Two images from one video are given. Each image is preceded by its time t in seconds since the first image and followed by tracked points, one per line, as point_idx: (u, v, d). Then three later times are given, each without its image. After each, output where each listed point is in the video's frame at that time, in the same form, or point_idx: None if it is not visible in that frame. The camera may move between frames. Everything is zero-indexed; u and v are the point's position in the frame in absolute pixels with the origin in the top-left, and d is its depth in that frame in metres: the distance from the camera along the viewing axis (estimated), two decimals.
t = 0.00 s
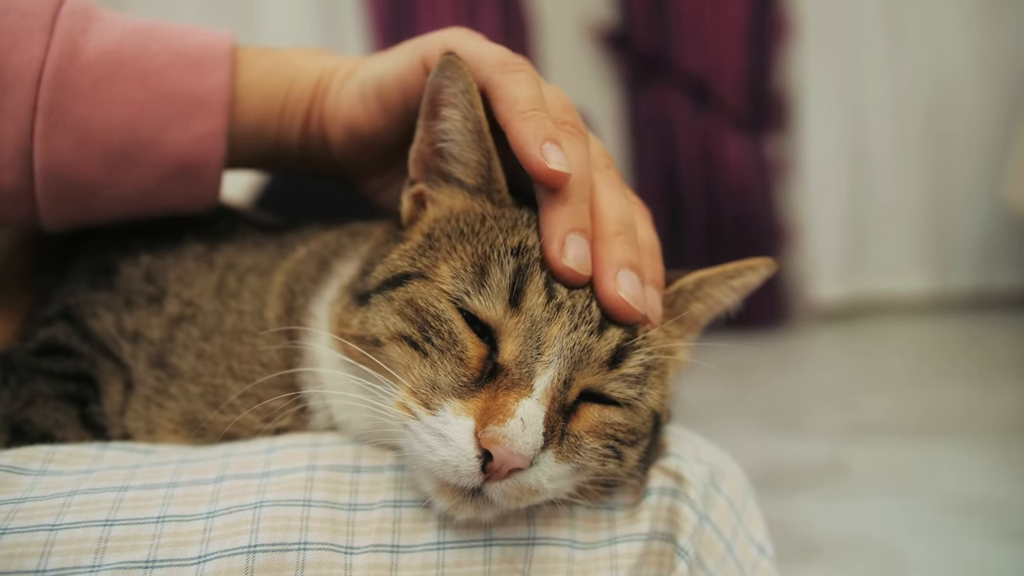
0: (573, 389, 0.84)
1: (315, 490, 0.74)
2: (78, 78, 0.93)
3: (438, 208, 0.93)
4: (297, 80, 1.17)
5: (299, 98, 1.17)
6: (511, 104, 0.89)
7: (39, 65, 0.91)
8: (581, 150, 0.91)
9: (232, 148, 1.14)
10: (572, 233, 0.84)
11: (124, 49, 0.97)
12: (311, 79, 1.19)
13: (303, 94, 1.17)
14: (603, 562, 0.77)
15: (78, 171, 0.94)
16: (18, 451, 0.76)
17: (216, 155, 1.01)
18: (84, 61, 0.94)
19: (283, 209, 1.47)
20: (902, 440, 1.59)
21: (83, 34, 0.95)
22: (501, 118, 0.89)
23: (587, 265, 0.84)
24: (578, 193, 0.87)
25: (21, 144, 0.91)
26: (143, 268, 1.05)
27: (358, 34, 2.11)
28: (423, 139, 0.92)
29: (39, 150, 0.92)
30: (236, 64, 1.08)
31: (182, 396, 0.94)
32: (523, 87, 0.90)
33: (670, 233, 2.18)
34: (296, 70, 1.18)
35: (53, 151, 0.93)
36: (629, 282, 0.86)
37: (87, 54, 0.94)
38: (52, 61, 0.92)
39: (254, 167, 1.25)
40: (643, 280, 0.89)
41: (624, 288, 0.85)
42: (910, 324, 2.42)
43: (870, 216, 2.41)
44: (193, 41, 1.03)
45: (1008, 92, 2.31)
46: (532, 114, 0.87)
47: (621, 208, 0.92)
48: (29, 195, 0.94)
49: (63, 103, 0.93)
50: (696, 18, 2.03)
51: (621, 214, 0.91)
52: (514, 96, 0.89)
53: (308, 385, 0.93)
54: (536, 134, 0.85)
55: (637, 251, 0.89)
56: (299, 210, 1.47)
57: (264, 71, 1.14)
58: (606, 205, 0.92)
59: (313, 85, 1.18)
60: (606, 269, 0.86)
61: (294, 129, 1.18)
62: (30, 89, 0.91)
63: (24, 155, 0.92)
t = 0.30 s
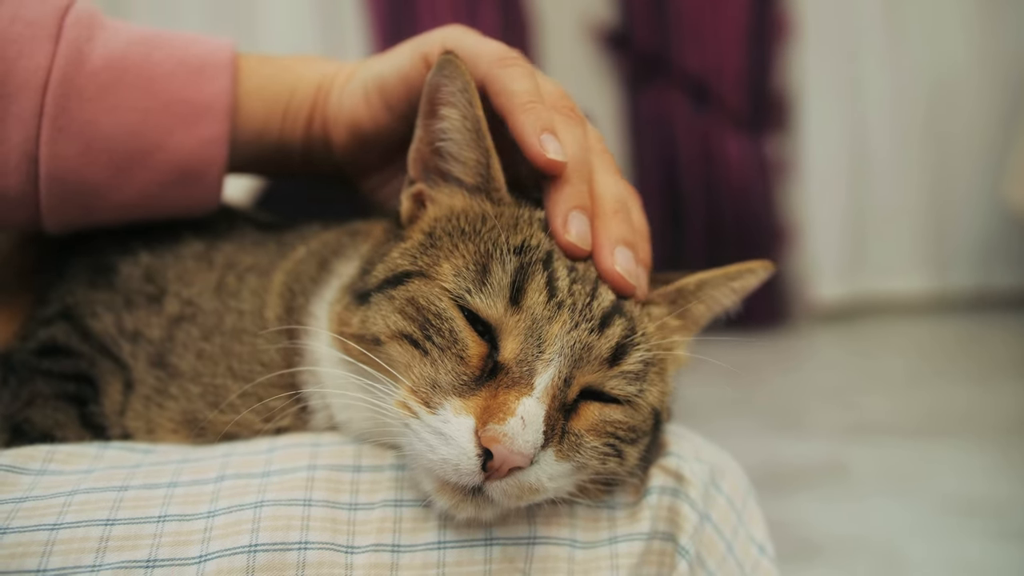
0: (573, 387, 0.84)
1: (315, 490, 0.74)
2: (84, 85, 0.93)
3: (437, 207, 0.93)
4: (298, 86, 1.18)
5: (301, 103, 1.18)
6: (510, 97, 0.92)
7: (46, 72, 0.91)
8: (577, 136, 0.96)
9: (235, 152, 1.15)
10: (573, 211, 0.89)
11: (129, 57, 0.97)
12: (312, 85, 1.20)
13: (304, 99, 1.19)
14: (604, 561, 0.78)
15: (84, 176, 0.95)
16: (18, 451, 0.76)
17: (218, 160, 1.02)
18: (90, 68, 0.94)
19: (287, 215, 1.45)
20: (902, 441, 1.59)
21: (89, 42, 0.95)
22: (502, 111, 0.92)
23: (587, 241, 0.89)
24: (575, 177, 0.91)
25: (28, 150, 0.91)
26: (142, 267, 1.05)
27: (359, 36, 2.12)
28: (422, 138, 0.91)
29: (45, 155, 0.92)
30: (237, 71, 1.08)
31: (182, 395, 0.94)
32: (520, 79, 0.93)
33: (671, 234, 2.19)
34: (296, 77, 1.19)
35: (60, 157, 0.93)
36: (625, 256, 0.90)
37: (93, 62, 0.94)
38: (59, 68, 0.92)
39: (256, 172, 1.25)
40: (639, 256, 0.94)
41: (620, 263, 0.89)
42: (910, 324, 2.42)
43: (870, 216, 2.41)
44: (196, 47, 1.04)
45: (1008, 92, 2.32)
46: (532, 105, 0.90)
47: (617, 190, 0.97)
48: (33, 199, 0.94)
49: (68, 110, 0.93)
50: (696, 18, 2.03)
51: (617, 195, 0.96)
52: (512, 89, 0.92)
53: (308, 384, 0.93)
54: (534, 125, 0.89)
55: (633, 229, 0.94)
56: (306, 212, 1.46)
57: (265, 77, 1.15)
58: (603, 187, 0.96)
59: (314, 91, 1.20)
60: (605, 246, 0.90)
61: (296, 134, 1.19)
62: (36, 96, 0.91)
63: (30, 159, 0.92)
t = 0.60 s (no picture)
0: (576, 387, 0.84)
1: (316, 490, 0.74)
2: (80, 94, 0.94)
3: (439, 207, 0.93)
4: (287, 90, 1.18)
5: (291, 104, 1.18)
6: (492, 104, 0.93)
7: (42, 81, 0.92)
8: (562, 125, 0.97)
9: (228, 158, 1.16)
10: (569, 200, 0.91)
11: (124, 67, 0.98)
12: (301, 89, 1.19)
13: (292, 99, 1.18)
14: (605, 562, 0.78)
15: (78, 183, 0.95)
16: (19, 452, 0.76)
17: (210, 170, 1.01)
18: (85, 78, 0.95)
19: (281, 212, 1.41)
20: (903, 440, 1.59)
21: (83, 52, 0.96)
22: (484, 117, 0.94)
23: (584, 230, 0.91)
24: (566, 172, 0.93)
25: (24, 156, 0.92)
26: (143, 267, 1.05)
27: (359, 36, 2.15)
28: (422, 139, 0.91)
29: (40, 164, 0.92)
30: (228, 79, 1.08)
31: (183, 396, 0.94)
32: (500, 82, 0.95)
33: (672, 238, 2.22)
34: (285, 82, 1.18)
35: (55, 164, 0.93)
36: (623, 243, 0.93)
37: (88, 71, 0.95)
38: (55, 78, 0.92)
39: (250, 172, 1.24)
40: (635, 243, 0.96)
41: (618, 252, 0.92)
42: (910, 324, 2.42)
43: (870, 216, 2.42)
44: (190, 57, 1.03)
45: (1008, 93, 2.34)
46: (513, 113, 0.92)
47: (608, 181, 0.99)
48: (29, 209, 0.95)
49: (64, 119, 0.93)
50: (697, 18, 2.08)
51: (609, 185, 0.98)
52: (494, 98, 0.94)
53: (310, 384, 0.93)
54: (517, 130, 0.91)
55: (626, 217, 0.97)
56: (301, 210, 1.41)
57: (255, 83, 1.15)
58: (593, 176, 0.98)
59: (304, 92, 1.19)
60: (602, 234, 0.92)
61: (286, 134, 1.18)
62: (32, 105, 0.92)
63: (27, 167, 0.92)
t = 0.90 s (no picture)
0: (577, 388, 0.84)
1: (318, 490, 0.74)
2: (64, 102, 0.95)
3: (439, 208, 0.93)
4: (259, 83, 1.19)
5: (255, 106, 1.17)
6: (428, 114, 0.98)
7: (26, 90, 0.93)
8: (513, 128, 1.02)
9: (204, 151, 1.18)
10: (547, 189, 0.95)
11: (105, 75, 0.99)
12: (270, 87, 1.20)
13: (258, 101, 1.17)
14: (607, 562, 0.78)
15: (65, 188, 0.96)
16: (20, 452, 0.76)
17: (193, 174, 1.02)
18: (67, 86, 0.96)
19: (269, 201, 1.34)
20: (903, 440, 1.60)
21: (64, 61, 0.97)
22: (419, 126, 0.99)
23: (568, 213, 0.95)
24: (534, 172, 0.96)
25: (12, 164, 0.93)
26: (143, 267, 1.05)
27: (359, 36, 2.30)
28: (419, 141, 0.91)
29: (27, 172, 0.93)
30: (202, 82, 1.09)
31: (184, 396, 0.94)
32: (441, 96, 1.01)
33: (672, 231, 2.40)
34: (255, 79, 1.19)
35: (43, 170, 0.94)
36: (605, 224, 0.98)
37: (71, 80, 0.96)
38: (38, 88, 0.93)
39: (226, 166, 1.27)
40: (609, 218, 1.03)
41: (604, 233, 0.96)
42: (909, 325, 2.43)
43: (871, 216, 2.57)
44: (167, 63, 1.05)
45: (1007, 93, 2.51)
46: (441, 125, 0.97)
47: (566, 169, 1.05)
48: (16, 216, 0.96)
49: (49, 127, 0.94)
50: (697, 18, 2.23)
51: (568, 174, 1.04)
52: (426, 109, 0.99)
53: (311, 385, 0.93)
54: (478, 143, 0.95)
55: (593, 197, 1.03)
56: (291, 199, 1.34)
57: (223, 83, 1.16)
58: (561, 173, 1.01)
59: (273, 91, 1.19)
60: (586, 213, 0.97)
61: (253, 136, 1.19)
62: (18, 114, 0.92)
63: (15, 174, 0.93)
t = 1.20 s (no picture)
0: (572, 389, 0.85)
1: (315, 489, 0.75)
2: (43, 121, 0.95)
3: (436, 208, 0.93)
4: (229, 92, 1.18)
5: (225, 116, 1.17)
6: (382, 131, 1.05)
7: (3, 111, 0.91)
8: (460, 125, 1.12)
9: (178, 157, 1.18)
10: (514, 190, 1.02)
11: (79, 92, 0.99)
12: (240, 97, 1.19)
13: (229, 112, 1.17)
14: (604, 562, 0.78)
15: (47, 206, 0.97)
16: (19, 451, 0.76)
17: (171, 185, 1.06)
18: (44, 104, 0.95)
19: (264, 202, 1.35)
20: (903, 440, 1.60)
21: (37, 79, 0.96)
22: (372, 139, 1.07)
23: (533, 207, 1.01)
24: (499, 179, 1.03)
25: None
26: (142, 267, 1.05)
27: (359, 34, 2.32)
28: (415, 141, 0.91)
29: (9, 193, 0.93)
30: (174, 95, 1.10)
31: (183, 396, 0.94)
32: (389, 116, 1.07)
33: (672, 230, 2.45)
34: (224, 88, 1.18)
35: (24, 191, 0.94)
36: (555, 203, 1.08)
37: (46, 98, 0.95)
38: (16, 109, 0.92)
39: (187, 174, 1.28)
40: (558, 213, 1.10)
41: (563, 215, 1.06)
42: (909, 325, 2.44)
43: (872, 216, 2.60)
44: (138, 78, 1.05)
45: (1008, 93, 2.51)
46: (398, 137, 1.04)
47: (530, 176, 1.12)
48: None
49: (28, 146, 0.94)
50: (697, 18, 2.25)
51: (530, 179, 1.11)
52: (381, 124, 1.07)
53: (308, 385, 0.93)
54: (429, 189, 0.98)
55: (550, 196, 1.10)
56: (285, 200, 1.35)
57: (194, 93, 1.14)
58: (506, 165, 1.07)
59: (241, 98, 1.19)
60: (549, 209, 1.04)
61: (223, 145, 1.20)
62: None
63: None
